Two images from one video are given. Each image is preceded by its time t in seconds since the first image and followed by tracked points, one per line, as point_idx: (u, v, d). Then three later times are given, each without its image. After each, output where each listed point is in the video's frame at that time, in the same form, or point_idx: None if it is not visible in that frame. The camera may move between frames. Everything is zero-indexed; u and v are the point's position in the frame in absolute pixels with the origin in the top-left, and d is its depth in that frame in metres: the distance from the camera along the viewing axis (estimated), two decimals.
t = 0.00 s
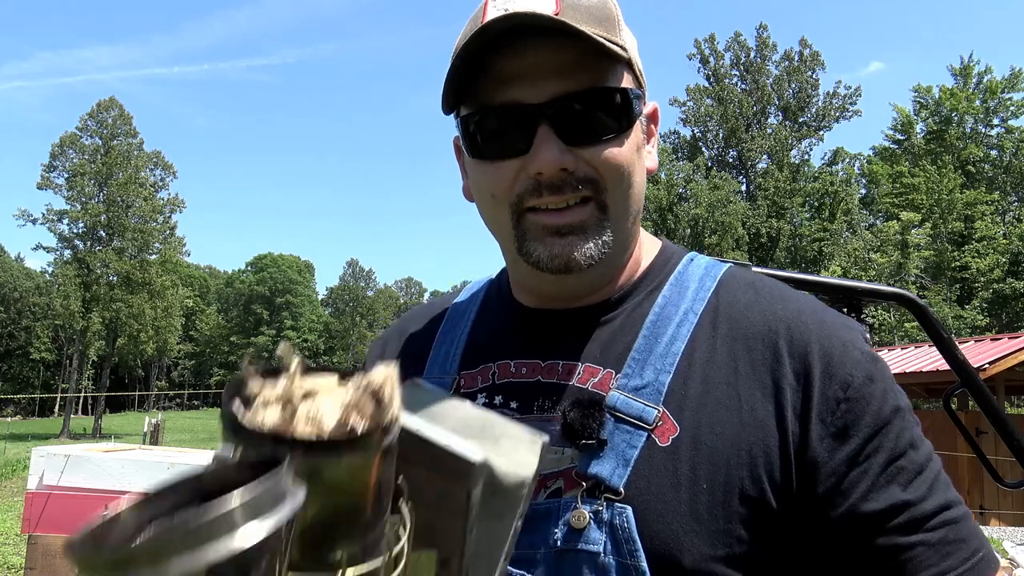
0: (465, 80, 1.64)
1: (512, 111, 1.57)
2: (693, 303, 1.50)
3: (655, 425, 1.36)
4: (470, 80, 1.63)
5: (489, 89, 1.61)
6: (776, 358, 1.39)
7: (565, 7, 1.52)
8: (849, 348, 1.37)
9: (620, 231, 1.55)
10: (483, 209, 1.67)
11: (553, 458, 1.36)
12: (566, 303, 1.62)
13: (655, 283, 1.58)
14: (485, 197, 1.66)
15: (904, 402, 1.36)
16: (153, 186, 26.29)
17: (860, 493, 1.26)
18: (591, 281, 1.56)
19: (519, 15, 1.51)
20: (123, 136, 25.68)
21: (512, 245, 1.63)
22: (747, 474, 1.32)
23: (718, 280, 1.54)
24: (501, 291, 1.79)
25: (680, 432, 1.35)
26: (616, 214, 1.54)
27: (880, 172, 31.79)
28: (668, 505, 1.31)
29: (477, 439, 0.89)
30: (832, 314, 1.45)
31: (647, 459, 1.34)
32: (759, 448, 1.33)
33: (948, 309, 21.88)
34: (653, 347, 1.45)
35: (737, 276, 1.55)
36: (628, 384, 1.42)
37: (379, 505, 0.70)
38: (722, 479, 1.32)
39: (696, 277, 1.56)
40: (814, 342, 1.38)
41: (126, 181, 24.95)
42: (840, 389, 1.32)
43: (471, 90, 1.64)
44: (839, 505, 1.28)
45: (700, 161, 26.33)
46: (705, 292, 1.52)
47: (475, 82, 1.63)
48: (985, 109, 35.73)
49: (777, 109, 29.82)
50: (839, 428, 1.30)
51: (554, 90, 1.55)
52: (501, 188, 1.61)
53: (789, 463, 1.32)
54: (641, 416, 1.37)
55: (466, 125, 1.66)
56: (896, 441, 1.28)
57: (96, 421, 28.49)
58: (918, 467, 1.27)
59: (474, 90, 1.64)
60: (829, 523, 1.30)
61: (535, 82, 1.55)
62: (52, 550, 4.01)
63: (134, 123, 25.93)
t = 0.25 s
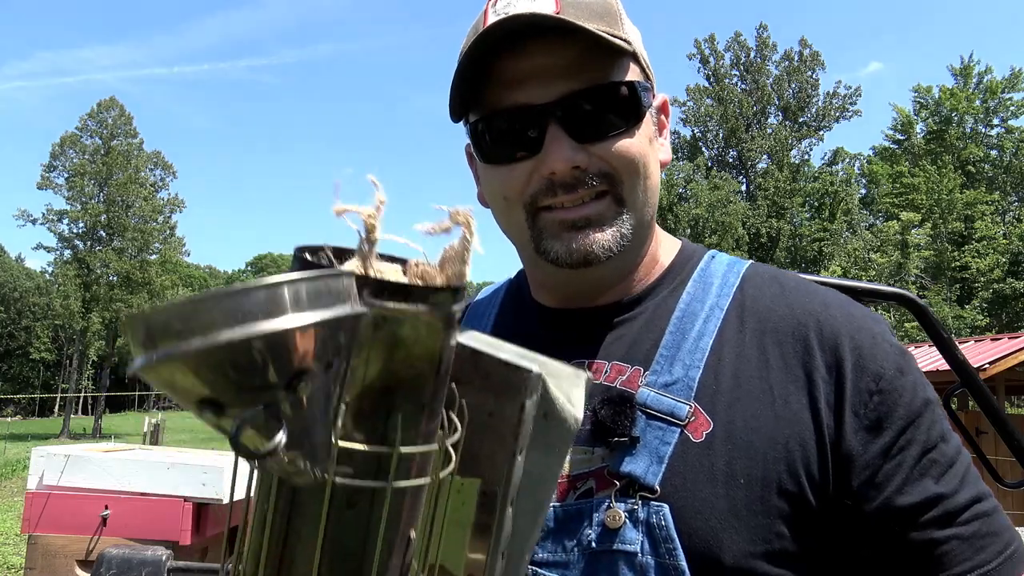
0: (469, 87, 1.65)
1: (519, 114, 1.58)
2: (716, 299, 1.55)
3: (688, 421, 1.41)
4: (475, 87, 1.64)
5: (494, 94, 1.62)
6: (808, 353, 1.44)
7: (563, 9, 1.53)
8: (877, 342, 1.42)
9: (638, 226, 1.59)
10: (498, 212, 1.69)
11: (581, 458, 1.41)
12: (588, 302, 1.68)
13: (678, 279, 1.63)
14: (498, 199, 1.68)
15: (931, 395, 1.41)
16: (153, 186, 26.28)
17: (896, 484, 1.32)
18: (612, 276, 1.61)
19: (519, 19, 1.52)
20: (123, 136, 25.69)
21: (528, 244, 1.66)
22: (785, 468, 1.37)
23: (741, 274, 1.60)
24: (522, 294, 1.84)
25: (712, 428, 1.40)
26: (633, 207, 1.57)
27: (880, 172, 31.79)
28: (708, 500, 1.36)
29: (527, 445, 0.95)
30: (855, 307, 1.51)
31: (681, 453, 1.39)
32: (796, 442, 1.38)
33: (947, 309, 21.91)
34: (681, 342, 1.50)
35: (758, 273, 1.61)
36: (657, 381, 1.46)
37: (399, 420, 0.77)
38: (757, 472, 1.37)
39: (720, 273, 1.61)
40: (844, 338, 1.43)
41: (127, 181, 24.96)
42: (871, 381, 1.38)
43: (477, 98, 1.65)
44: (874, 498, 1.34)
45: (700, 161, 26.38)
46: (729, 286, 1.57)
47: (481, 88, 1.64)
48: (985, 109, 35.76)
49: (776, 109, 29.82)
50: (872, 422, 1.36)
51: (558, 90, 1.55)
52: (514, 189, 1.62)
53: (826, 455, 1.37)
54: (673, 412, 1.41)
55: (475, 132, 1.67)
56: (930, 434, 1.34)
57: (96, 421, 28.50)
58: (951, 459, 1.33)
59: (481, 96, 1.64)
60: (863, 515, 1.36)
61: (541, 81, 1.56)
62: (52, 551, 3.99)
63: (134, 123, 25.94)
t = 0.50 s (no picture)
0: (466, 79, 1.64)
1: (514, 102, 1.55)
2: (730, 302, 1.43)
3: (712, 439, 1.28)
4: (472, 77, 1.63)
5: (489, 85, 1.61)
6: (832, 355, 1.30)
7: None
8: (906, 337, 1.28)
9: (644, 218, 1.46)
10: (494, 213, 1.61)
11: (597, 482, 1.33)
12: (595, 307, 1.53)
13: (688, 281, 1.50)
14: (493, 197, 1.59)
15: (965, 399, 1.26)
16: (153, 186, 26.23)
17: (933, 493, 1.17)
18: (621, 272, 1.47)
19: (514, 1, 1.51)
20: (123, 136, 25.67)
21: (529, 245, 1.55)
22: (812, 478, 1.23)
23: (750, 274, 1.47)
24: (519, 307, 1.70)
25: (739, 445, 1.27)
26: (638, 198, 1.46)
27: (880, 172, 31.82)
28: (741, 525, 1.22)
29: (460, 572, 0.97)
30: (873, 301, 1.37)
31: (707, 474, 1.26)
32: (822, 448, 1.24)
33: (948, 309, 21.91)
34: (698, 354, 1.36)
35: (771, 271, 1.48)
36: (676, 396, 1.33)
37: None
38: (785, 490, 1.23)
39: (727, 275, 1.48)
40: (867, 335, 1.29)
41: (127, 181, 24.94)
42: (902, 384, 1.23)
43: (475, 89, 1.64)
44: (908, 508, 1.19)
45: (700, 161, 26.38)
46: (740, 288, 1.44)
47: (477, 82, 1.63)
48: (985, 109, 35.74)
49: (776, 109, 29.79)
50: (906, 425, 1.21)
51: (559, 76, 1.53)
52: (511, 183, 1.54)
53: (857, 466, 1.22)
54: (696, 428, 1.29)
55: (469, 129, 1.65)
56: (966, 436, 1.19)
57: (96, 421, 28.50)
58: (991, 467, 1.18)
59: (477, 89, 1.63)
60: (901, 528, 1.20)
61: (538, 71, 1.56)
62: (52, 551, 3.97)
63: (134, 123, 25.94)
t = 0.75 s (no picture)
0: (468, 85, 1.61)
1: (515, 112, 1.52)
2: (740, 320, 1.38)
3: (715, 470, 1.25)
4: (474, 84, 1.60)
5: (491, 96, 1.58)
6: (845, 383, 1.26)
7: None
8: (927, 364, 1.23)
9: (651, 238, 1.43)
10: (500, 227, 1.57)
11: (600, 510, 1.33)
12: (601, 328, 1.49)
13: (697, 298, 1.46)
14: (496, 215, 1.57)
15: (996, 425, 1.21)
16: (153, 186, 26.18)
17: (957, 532, 1.13)
18: (629, 291, 1.43)
19: (513, 4, 1.46)
20: (123, 135, 25.66)
21: (534, 268, 1.51)
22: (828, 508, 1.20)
23: (766, 288, 1.43)
24: (526, 323, 1.67)
25: (744, 474, 1.24)
26: (642, 215, 1.42)
27: (879, 172, 31.82)
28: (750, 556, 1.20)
29: None
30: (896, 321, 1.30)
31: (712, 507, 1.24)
32: (838, 480, 1.21)
33: (948, 309, 21.92)
34: (703, 379, 1.33)
35: (786, 283, 1.43)
36: (679, 422, 1.31)
37: None
38: (796, 528, 1.21)
39: (742, 290, 1.44)
40: (883, 362, 1.25)
41: (127, 181, 24.93)
42: (926, 412, 1.19)
43: (479, 97, 1.60)
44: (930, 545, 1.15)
45: (700, 161, 26.35)
46: (753, 308, 1.39)
47: (477, 90, 1.60)
48: (985, 109, 35.72)
49: (776, 109, 29.73)
50: (931, 456, 1.17)
51: (561, 87, 1.50)
52: (516, 200, 1.51)
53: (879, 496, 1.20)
54: (699, 460, 1.26)
55: (470, 140, 1.62)
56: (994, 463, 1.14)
57: (96, 421, 28.46)
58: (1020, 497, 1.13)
59: (476, 98, 1.60)
60: (919, 560, 1.17)
61: (539, 79, 1.51)
62: (52, 550, 3.95)
63: (134, 123, 25.93)
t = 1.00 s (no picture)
0: (539, 114, 1.62)
1: (591, 134, 1.50)
2: (798, 303, 1.32)
3: (756, 425, 1.19)
4: (545, 114, 1.60)
5: (559, 120, 1.58)
6: (884, 352, 1.17)
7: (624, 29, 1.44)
8: (976, 340, 1.11)
9: (704, 236, 1.39)
10: (576, 242, 1.56)
11: (656, 470, 1.26)
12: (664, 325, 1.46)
13: (756, 294, 1.40)
14: (569, 227, 1.57)
15: None
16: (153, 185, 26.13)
17: None
18: (685, 277, 1.39)
19: (576, 38, 1.46)
20: (123, 135, 25.62)
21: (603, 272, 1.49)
22: (853, 468, 1.11)
23: (824, 282, 1.35)
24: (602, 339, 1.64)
25: (783, 430, 1.18)
26: (700, 217, 1.38)
27: (880, 172, 31.84)
28: (780, 503, 1.14)
29: None
30: (952, 309, 1.18)
31: (752, 460, 1.18)
32: (869, 449, 1.11)
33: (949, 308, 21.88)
34: (754, 347, 1.29)
35: (844, 279, 1.35)
36: (728, 386, 1.25)
37: None
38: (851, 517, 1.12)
39: (801, 282, 1.37)
40: (925, 333, 1.15)
41: (127, 181, 24.88)
42: (966, 383, 1.07)
43: (549, 124, 1.61)
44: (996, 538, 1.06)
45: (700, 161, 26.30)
46: (809, 292, 1.34)
47: (550, 119, 1.60)
48: (985, 109, 35.69)
49: (777, 109, 29.67)
50: (968, 428, 1.06)
51: (624, 108, 1.48)
52: (588, 209, 1.49)
53: (910, 468, 1.09)
54: (741, 412, 1.21)
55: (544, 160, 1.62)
56: None
57: (96, 421, 28.39)
58: None
59: (549, 124, 1.60)
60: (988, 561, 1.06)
61: (604, 104, 1.50)
62: (52, 550, 3.85)
63: (134, 123, 25.88)
